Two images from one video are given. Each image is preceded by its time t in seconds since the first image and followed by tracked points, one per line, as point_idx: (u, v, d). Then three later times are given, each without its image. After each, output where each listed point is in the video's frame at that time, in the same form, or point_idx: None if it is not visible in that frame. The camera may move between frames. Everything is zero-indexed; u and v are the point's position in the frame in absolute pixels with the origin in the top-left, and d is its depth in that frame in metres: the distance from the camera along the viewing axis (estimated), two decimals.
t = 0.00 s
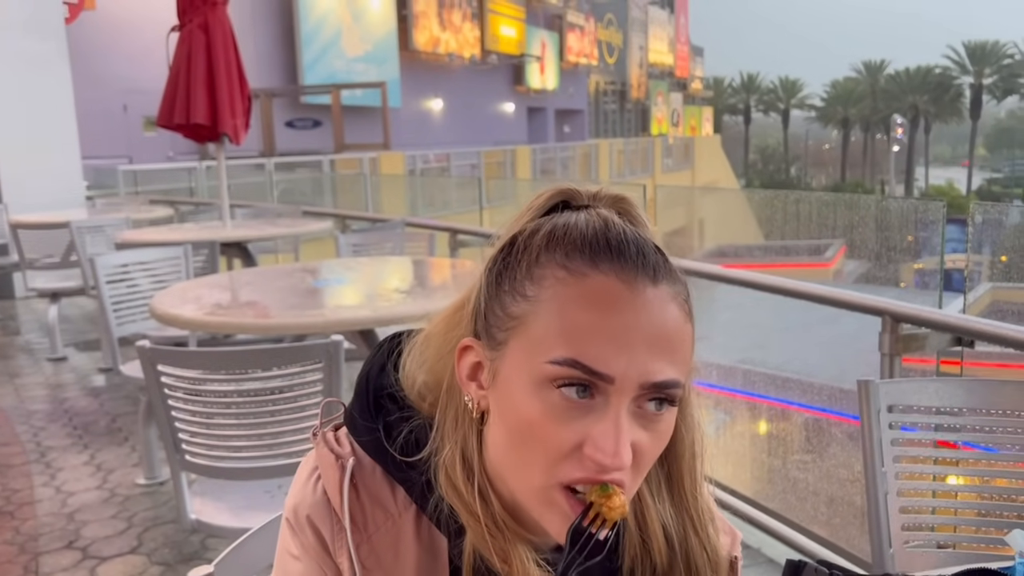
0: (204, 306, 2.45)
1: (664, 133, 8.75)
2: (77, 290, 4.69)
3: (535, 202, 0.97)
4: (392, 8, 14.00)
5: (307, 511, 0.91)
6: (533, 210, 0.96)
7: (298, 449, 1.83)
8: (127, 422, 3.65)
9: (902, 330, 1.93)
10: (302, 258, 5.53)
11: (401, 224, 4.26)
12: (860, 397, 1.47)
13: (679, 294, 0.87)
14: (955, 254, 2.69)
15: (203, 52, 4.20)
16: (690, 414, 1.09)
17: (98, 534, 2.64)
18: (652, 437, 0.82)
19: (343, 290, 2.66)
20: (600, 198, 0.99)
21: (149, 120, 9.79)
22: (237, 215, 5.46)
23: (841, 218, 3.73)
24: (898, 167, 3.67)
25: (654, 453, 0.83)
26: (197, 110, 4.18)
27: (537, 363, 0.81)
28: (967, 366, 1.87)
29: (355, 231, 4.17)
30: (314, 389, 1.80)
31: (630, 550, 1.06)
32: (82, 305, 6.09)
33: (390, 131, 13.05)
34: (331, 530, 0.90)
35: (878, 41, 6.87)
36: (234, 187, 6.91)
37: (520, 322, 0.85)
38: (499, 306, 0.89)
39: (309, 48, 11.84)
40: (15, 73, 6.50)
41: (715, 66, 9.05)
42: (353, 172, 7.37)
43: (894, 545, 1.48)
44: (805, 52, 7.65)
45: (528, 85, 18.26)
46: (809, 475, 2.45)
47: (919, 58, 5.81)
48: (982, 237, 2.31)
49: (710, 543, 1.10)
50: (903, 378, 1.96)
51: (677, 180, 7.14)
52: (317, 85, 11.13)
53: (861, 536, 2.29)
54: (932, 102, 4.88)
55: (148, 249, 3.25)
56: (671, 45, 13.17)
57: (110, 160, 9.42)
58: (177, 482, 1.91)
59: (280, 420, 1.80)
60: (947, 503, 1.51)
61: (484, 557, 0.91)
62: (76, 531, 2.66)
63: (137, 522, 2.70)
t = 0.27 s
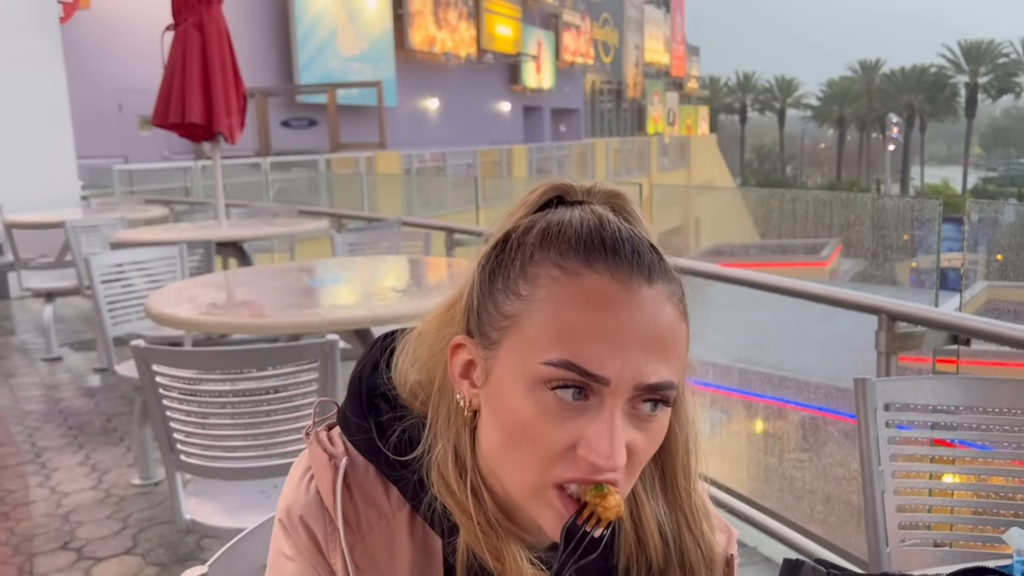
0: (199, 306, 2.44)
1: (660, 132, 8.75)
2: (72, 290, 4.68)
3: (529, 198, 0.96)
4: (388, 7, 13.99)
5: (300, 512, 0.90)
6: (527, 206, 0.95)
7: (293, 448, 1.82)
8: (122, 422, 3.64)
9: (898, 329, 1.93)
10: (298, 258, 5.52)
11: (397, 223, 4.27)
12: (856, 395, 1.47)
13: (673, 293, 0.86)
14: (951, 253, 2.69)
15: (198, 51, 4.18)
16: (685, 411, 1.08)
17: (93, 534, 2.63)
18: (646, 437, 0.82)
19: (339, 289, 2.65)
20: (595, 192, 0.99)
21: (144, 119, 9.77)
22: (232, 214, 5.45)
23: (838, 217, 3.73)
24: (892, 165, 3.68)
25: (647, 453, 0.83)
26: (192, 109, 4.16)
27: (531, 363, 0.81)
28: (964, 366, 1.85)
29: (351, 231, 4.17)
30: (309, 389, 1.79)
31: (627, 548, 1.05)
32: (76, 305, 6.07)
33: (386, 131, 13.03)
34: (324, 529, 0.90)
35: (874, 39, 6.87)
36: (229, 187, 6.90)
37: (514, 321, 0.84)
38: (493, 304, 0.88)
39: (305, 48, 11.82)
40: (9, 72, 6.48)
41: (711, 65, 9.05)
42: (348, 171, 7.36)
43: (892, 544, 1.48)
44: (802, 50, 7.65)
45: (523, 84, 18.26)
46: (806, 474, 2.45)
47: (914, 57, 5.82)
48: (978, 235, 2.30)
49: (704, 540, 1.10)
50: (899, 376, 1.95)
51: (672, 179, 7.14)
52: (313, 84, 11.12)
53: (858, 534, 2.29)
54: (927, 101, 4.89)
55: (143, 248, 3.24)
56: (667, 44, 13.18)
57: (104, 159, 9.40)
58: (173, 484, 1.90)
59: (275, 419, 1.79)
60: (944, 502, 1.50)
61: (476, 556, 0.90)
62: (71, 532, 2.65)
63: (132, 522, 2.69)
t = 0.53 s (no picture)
0: (195, 305, 2.43)
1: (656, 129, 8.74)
2: (67, 289, 4.66)
3: (522, 195, 0.95)
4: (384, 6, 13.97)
5: (294, 514, 0.90)
6: (521, 203, 0.94)
7: (289, 447, 1.81)
8: (117, 421, 3.63)
9: (895, 326, 1.92)
10: (294, 256, 5.51)
11: (393, 221, 4.26)
12: (854, 392, 1.47)
13: (672, 292, 0.86)
14: (948, 250, 2.69)
15: (193, 49, 4.17)
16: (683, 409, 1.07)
17: (88, 534, 2.62)
18: (645, 439, 0.81)
19: (335, 288, 2.65)
20: (589, 187, 0.97)
21: (139, 118, 9.75)
22: (228, 212, 5.44)
23: (834, 215, 3.73)
24: (889, 163, 3.68)
25: (646, 454, 0.82)
26: (188, 107, 4.15)
27: (529, 366, 0.80)
28: (961, 363, 1.86)
29: (347, 229, 4.16)
30: (305, 388, 1.79)
31: (623, 546, 1.05)
32: (72, 304, 6.05)
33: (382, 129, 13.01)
34: (318, 532, 0.89)
35: (870, 37, 6.87)
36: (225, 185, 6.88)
37: (511, 323, 0.83)
38: (489, 306, 0.88)
39: (301, 46, 11.80)
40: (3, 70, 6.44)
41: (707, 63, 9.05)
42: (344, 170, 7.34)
43: (889, 541, 1.48)
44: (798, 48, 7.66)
45: (519, 82, 18.24)
46: (803, 472, 2.45)
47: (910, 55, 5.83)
48: (975, 232, 2.29)
49: (701, 538, 1.10)
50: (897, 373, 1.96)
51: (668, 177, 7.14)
52: (308, 83, 11.10)
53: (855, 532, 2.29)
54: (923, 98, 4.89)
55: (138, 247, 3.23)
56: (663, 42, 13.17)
57: (99, 158, 9.37)
58: (168, 482, 1.89)
59: (271, 419, 1.78)
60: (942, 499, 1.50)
61: (472, 558, 0.90)
62: (66, 532, 2.64)
63: (128, 522, 2.68)
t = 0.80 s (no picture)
0: (192, 301, 2.43)
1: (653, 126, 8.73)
2: (64, 287, 4.66)
3: (521, 187, 0.95)
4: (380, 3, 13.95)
5: (293, 506, 0.90)
6: (521, 195, 0.94)
7: (288, 444, 1.81)
8: (115, 418, 3.62)
9: (893, 321, 1.92)
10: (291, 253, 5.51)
11: (390, 218, 4.25)
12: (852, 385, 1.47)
13: (673, 288, 0.86)
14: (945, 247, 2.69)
15: (190, 46, 4.17)
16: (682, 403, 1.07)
17: (86, 531, 2.62)
18: (645, 436, 0.82)
19: (333, 284, 2.64)
20: (589, 179, 0.97)
21: (135, 116, 9.73)
22: (225, 210, 5.43)
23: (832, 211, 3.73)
24: (886, 160, 3.67)
25: (646, 450, 0.83)
26: (184, 104, 4.14)
27: (530, 364, 0.80)
28: (958, 361, 1.86)
29: (344, 226, 4.16)
30: (303, 383, 1.78)
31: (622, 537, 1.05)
32: (68, 302, 6.04)
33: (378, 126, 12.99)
34: (317, 524, 0.90)
35: (867, 33, 6.86)
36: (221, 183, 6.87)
37: (511, 320, 0.83)
38: (489, 301, 0.87)
39: (297, 43, 11.78)
40: None
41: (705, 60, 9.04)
42: (341, 167, 7.33)
43: (887, 536, 1.47)
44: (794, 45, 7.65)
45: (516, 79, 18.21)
46: (801, 467, 2.45)
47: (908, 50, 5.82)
48: (971, 228, 2.28)
49: (700, 530, 1.09)
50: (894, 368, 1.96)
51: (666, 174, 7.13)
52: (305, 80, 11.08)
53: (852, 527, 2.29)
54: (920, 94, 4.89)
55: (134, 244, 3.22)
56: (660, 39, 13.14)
57: (96, 156, 9.36)
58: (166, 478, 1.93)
59: (270, 415, 1.78)
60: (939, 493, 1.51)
61: (471, 551, 0.90)
62: (64, 529, 2.64)
63: (125, 519, 2.68)
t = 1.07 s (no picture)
0: (193, 298, 2.43)
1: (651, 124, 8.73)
2: (63, 284, 4.66)
3: (518, 181, 0.95)
4: None
5: (297, 500, 0.91)
6: (518, 190, 0.94)
7: (288, 440, 1.81)
8: (114, 416, 3.63)
9: (891, 317, 1.92)
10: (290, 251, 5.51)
11: (389, 215, 4.25)
12: (851, 381, 1.48)
13: (677, 282, 0.87)
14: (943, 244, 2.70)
15: (189, 43, 4.16)
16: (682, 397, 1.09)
17: (86, 528, 2.62)
18: (654, 430, 0.83)
19: (332, 281, 2.65)
20: (584, 171, 0.98)
21: (133, 113, 9.72)
22: (223, 207, 5.43)
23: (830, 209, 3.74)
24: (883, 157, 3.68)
25: (654, 444, 0.84)
26: (183, 102, 4.14)
27: (540, 363, 0.81)
28: (956, 356, 1.89)
29: (343, 223, 4.16)
30: (303, 380, 1.79)
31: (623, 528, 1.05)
32: (67, 299, 6.04)
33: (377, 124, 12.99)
34: (321, 518, 0.90)
35: (865, 30, 6.86)
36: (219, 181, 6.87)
37: (519, 320, 0.83)
38: (495, 301, 0.88)
39: (295, 41, 11.77)
40: None
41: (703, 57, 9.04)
42: (340, 165, 7.33)
43: (886, 530, 1.49)
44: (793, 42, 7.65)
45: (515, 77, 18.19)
46: (799, 463, 2.46)
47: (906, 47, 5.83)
48: (970, 225, 2.28)
49: (699, 514, 1.10)
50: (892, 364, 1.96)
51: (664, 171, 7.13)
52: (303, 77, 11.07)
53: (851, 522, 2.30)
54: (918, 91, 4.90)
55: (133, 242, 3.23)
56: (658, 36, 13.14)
57: (94, 154, 9.35)
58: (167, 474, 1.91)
59: (270, 411, 1.78)
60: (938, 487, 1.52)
61: (476, 547, 0.91)
62: (64, 526, 2.64)
63: (126, 516, 2.68)
